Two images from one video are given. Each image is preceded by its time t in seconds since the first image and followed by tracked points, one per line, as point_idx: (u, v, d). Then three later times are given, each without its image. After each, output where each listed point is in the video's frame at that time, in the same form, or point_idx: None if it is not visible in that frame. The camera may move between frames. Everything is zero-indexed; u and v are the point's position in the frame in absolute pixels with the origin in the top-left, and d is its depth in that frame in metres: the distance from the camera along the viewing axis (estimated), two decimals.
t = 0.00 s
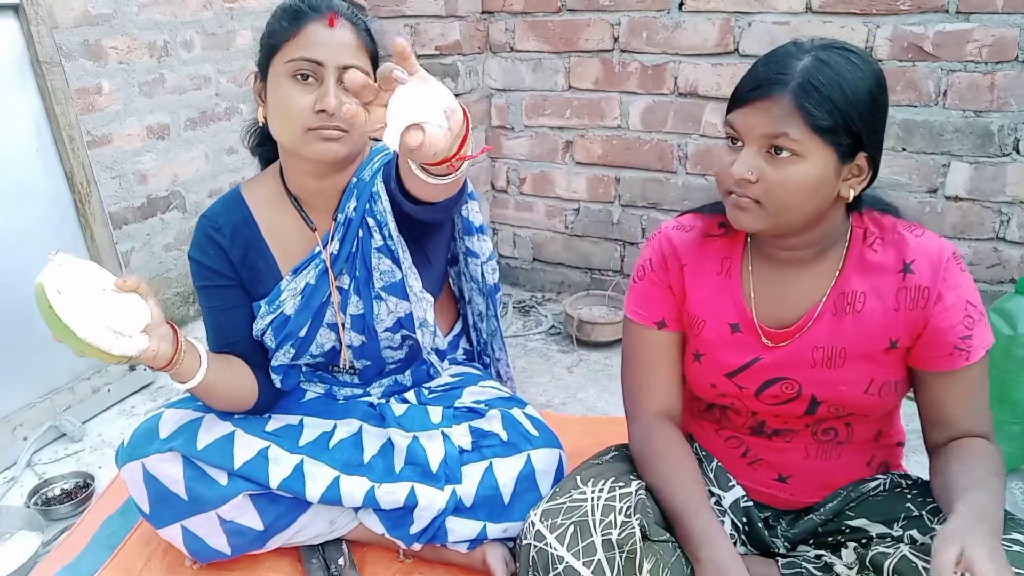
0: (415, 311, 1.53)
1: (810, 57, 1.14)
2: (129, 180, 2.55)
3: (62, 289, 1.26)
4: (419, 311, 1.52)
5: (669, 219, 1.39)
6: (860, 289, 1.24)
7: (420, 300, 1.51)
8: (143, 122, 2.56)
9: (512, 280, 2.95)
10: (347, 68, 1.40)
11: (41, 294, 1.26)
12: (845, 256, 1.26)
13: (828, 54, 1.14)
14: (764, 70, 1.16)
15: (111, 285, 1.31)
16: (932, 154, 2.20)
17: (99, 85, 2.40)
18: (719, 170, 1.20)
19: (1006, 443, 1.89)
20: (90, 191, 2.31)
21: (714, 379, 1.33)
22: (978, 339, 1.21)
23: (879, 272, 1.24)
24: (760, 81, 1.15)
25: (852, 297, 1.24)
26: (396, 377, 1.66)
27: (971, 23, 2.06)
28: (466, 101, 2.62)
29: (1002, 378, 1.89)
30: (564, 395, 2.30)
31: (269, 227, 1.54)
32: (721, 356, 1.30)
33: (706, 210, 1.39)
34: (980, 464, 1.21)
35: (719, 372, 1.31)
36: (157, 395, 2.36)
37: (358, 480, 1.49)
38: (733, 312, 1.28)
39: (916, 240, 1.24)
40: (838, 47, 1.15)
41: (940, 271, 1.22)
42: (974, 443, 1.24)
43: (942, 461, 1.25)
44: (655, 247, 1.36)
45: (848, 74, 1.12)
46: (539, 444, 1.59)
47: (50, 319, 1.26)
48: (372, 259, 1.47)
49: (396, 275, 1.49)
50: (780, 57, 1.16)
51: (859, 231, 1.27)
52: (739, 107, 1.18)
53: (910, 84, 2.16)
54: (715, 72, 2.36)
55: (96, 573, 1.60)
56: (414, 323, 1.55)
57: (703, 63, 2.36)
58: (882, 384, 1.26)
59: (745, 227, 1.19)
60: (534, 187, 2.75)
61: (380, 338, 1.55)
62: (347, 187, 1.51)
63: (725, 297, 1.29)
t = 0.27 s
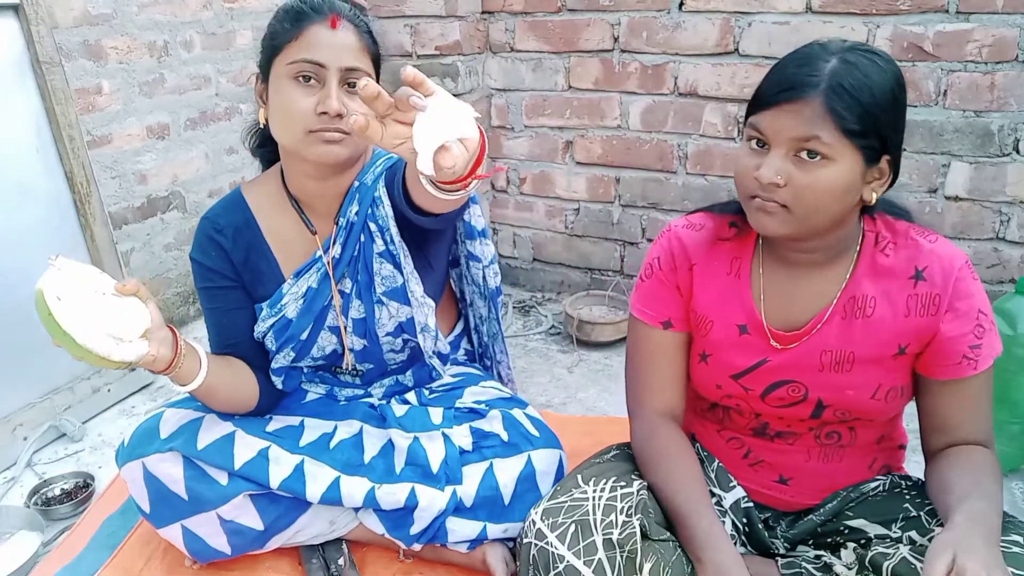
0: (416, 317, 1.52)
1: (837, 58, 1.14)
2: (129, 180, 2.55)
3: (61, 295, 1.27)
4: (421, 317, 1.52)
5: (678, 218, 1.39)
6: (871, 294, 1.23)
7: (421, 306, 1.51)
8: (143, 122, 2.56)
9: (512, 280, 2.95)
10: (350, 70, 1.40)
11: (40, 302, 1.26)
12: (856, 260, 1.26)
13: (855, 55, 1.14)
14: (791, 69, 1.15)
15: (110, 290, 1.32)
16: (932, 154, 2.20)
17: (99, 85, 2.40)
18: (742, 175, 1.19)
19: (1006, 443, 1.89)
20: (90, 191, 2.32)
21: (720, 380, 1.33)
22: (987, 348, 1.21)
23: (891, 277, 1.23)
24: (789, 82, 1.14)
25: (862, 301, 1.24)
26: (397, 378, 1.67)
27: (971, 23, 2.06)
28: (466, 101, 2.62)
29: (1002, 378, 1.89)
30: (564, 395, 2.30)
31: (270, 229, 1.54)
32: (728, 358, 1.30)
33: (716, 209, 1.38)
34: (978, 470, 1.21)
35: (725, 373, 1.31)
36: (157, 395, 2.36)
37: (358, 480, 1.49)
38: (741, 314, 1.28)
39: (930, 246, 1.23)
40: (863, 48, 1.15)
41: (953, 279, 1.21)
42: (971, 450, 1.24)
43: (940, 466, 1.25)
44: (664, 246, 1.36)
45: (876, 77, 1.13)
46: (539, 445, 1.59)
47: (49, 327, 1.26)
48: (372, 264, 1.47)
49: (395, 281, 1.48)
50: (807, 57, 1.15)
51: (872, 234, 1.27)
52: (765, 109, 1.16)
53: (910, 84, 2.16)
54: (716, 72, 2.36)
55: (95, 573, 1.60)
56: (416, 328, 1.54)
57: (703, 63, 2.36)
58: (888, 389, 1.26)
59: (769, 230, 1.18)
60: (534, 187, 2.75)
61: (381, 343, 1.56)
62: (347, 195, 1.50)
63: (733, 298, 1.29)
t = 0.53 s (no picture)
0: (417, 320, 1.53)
1: (848, 59, 1.14)
2: (129, 180, 2.55)
3: (59, 305, 1.28)
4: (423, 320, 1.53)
5: (676, 221, 1.39)
6: (870, 298, 1.23)
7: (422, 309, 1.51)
8: (143, 122, 2.56)
9: (512, 280, 2.95)
10: (352, 72, 1.40)
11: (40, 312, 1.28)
12: (856, 263, 1.26)
13: (863, 55, 1.15)
14: (804, 71, 1.14)
15: (110, 295, 1.32)
16: (932, 154, 2.20)
17: (99, 85, 2.40)
18: (756, 180, 1.16)
19: (1006, 443, 1.89)
20: (90, 191, 2.31)
21: (719, 385, 1.33)
22: (987, 352, 1.21)
23: (890, 281, 1.23)
24: (806, 85, 1.13)
25: (862, 304, 1.23)
26: (397, 380, 1.66)
27: (971, 23, 2.06)
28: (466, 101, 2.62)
29: (1002, 378, 1.89)
30: (564, 395, 2.30)
31: (271, 230, 1.54)
32: (726, 363, 1.30)
33: (713, 213, 1.38)
34: (977, 472, 1.21)
35: (724, 378, 1.31)
36: (157, 395, 2.37)
37: (358, 481, 1.49)
38: (740, 319, 1.29)
39: (930, 248, 1.23)
40: (868, 49, 1.16)
41: (954, 282, 1.21)
42: (970, 453, 1.24)
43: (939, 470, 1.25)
44: (661, 249, 1.36)
45: (885, 77, 1.13)
46: (540, 445, 1.59)
47: (49, 336, 1.28)
48: (376, 267, 1.48)
49: (398, 284, 1.49)
50: (817, 57, 1.15)
51: (871, 238, 1.27)
52: (780, 112, 1.14)
53: (910, 84, 2.16)
54: (715, 72, 2.36)
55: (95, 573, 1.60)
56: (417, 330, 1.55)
57: (703, 63, 2.36)
58: (888, 394, 1.26)
59: (787, 236, 1.16)
60: (534, 187, 2.75)
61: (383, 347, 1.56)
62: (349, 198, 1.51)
63: (732, 302, 1.29)
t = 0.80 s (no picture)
0: (417, 322, 1.54)
1: (842, 61, 1.14)
2: (129, 180, 2.56)
3: (60, 313, 1.25)
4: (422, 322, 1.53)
5: (670, 225, 1.39)
6: (866, 300, 1.23)
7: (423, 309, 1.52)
8: (143, 122, 2.56)
9: (512, 280, 2.95)
10: (354, 74, 1.40)
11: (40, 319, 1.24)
12: (851, 265, 1.26)
13: (857, 57, 1.14)
14: (798, 75, 1.14)
15: (108, 302, 1.31)
16: (932, 154, 2.20)
17: (99, 85, 2.40)
18: (755, 184, 1.16)
19: (1006, 443, 1.89)
20: (90, 192, 2.31)
21: (715, 388, 1.33)
22: (984, 352, 1.21)
23: (886, 284, 1.23)
24: (801, 89, 1.12)
25: (858, 307, 1.23)
26: (398, 383, 1.66)
27: (971, 23, 2.06)
28: (466, 101, 2.62)
29: (1002, 378, 1.89)
30: (564, 395, 2.30)
31: (271, 231, 1.54)
32: (722, 367, 1.30)
33: (706, 216, 1.38)
34: (976, 473, 1.21)
35: (720, 382, 1.31)
36: (157, 395, 2.37)
37: (358, 481, 1.49)
38: (735, 323, 1.28)
39: (926, 250, 1.23)
40: (860, 49, 1.16)
41: (949, 284, 1.21)
42: (969, 453, 1.24)
43: (937, 471, 1.25)
44: (656, 253, 1.36)
45: (880, 79, 1.13)
46: (540, 445, 1.59)
47: (48, 344, 1.25)
48: (377, 269, 1.49)
49: (400, 286, 1.50)
50: (811, 60, 1.15)
51: (866, 240, 1.27)
52: (775, 116, 1.14)
53: (910, 84, 2.16)
54: (715, 72, 2.36)
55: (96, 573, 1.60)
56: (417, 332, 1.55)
57: (703, 63, 2.36)
58: (885, 396, 1.26)
59: (784, 240, 1.16)
60: (534, 187, 2.76)
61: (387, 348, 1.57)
62: (351, 197, 1.51)
63: (727, 307, 1.29)
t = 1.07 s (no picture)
0: (417, 322, 1.53)
1: (834, 63, 1.14)
2: (129, 180, 2.56)
3: (60, 318, 1.25)
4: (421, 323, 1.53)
5: (666, 227, 1.39)
6: (861, 302, 1.24)
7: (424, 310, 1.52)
8: (143, 122, 2.56)
9: (512, 280, 2.95)
10: (356, 75, 1.40)
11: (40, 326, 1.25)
12: (847, 267, 1.26)
13: (850, 59, 1.14)
14: (791, 77, 1.14)
15: (108, 304, 1.31)
16: (932, 154, 2.20)
17: (99, 85, 2.40)
18: (749, 189, 1.16)
19: (1007, 443, 1.89)
20: (90, 192, 2.31)
21: (713, 391, 1.33)
22: (981, 353, 1.20)
23: (881, 285, 1.23)
24: (794, 91, 1.12)
25: (853, 309, 1.24)
26: (398, 383, 1.66)
27: (971, 23, 2.06)
28: (466, 101, 2.62)
29: (1003, 377, 1.89)
30: (564, 395, 2.30)
31: (272, 231, 1.54)
32: (719, 369, 1.30)
33: (702, 218, 1.38)
34: (976, 474, 1.21)
35: (717, 384, 1.31)
36: (157, 395, 2.37)
37: (358, 482, 1.49)
38: (732, 326, 1.28)
39: (920, 251, 1.23)
40: (854, 52, 1.16)
41: (944, 285, 1.20)
42: (968, 454, 1.24)
43: (936, 472, 1.25)
44: (653, 256, 1.36)
45: (873, 81, 1.13)
46: (540, 446, 1.58)
47: (49, 349, 1.26)
48: (378, 268, 1.49)
49: (402, 286, 1.50)
50: (804, 62, 1.15)
51: (862, 241, 1.27)
52: (768, 120, 1.14)
53: (910, 84, 2.16)
54: (716, 72, 2.36)
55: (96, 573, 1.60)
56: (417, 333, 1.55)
57: (703, 63, 2.36)
58: (882, 398, 1.26)
59: (779, 243, 1.16)
60: (534, 187, 2.76)
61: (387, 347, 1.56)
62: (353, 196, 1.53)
63: (723, 309, 1.29)
